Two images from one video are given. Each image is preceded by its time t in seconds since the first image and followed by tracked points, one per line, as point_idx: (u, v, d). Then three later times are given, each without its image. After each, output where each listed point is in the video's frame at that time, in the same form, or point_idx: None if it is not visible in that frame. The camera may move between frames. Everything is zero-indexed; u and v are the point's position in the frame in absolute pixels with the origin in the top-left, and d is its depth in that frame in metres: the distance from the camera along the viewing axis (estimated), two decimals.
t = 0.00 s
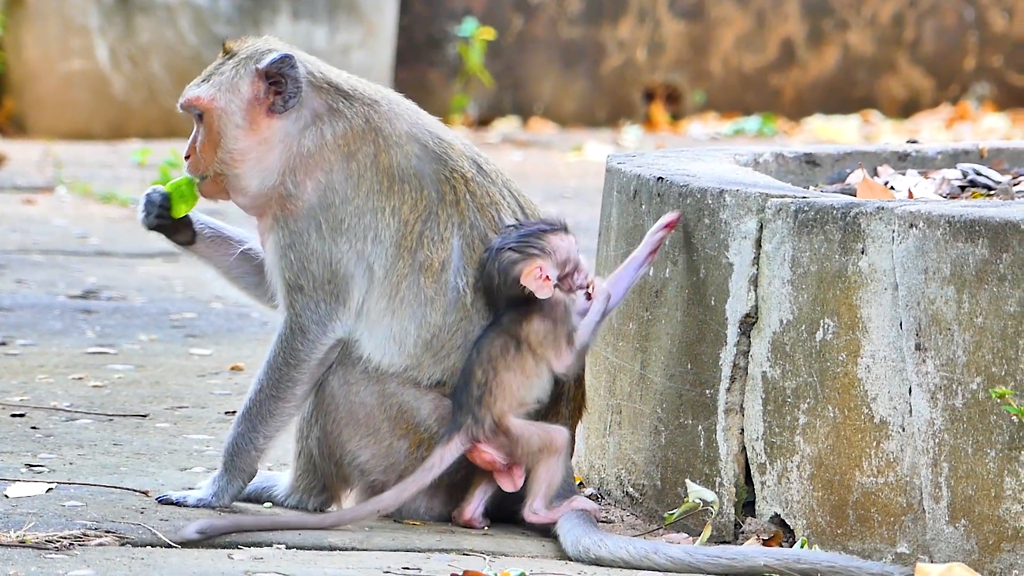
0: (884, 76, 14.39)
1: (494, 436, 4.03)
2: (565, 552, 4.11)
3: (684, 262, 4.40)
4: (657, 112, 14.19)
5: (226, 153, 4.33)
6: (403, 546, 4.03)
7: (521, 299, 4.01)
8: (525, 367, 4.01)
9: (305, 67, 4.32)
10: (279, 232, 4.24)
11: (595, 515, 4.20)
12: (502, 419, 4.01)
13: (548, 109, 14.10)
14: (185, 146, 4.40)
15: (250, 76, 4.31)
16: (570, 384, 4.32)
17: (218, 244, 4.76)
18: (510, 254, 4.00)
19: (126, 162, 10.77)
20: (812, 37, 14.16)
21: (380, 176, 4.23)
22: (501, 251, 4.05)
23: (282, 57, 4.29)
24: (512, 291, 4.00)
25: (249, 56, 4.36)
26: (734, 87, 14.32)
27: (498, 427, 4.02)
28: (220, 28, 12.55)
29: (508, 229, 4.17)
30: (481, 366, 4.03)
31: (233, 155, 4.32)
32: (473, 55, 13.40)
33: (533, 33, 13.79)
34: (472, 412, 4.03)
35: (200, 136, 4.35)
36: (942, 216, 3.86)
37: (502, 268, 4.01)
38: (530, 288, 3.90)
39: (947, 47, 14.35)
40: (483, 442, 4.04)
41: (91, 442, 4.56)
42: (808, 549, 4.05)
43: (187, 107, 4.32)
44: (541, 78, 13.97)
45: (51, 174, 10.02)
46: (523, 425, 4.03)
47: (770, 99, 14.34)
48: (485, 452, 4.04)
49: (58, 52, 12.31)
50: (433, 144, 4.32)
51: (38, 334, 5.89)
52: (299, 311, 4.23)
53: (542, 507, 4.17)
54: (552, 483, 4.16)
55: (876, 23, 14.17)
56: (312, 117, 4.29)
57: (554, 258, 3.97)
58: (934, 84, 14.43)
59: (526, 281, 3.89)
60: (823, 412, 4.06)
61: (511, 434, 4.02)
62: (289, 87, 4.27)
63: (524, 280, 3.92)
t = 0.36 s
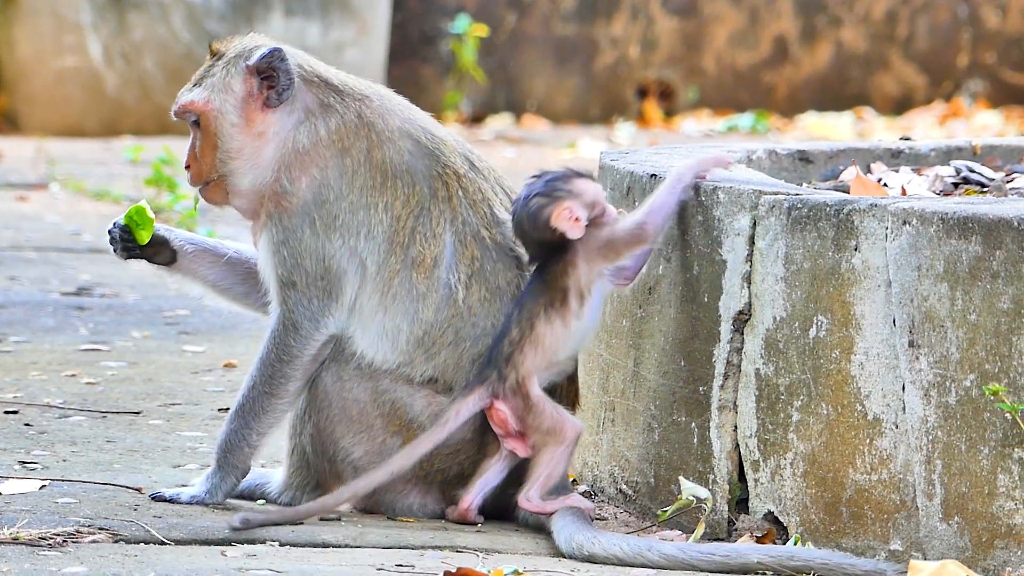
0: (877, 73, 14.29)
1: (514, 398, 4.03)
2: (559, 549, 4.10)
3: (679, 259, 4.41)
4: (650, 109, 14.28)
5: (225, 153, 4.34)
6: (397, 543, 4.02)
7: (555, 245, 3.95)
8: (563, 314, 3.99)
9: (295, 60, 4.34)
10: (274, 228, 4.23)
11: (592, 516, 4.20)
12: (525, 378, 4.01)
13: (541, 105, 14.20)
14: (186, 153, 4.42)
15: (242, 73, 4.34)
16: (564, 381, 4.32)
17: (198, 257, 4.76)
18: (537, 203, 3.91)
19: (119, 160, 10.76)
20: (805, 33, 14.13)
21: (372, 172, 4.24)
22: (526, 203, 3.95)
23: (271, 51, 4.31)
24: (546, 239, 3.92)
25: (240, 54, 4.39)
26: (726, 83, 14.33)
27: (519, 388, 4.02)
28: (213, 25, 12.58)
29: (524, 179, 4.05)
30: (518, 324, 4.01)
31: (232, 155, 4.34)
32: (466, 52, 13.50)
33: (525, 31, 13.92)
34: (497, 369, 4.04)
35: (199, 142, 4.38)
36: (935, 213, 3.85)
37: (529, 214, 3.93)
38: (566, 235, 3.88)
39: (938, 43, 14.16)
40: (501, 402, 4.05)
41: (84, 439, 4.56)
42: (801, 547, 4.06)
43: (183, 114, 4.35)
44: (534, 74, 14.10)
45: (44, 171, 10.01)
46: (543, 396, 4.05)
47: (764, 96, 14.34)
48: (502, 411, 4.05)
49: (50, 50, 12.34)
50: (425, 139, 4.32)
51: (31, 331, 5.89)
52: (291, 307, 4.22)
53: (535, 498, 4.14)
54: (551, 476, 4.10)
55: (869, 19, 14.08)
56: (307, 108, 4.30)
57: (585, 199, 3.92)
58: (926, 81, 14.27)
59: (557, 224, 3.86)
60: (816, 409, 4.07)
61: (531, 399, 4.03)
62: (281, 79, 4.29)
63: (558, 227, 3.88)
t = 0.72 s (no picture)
0: (867, 73, 14.57)
1: (602, 382, 4.08)
2: (549, 548, 4.10)
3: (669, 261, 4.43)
4: (640, 107, 14.49)
5: (205, 145, 4.36)
6: (386, 542, 4.02)
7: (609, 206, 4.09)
8: (642, 288, 4.13)
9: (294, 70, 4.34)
10: (262, 226, 4.22)
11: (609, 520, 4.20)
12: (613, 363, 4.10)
13: (530, 104, 14.48)
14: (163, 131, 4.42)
15: (239, 74, 4.34)
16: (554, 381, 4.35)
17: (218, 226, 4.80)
18: (595, 158, 4.08)
19: (109, 159, 10.77)
20: (795, 33, 14.39)
21: (361, 171, 4.23)
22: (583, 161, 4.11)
23: (271, 57, 4.31)
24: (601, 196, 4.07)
25: (239, 53, 4.39)
26: (717, 83, 14.60)
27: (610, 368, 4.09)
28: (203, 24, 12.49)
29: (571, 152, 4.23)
30: (606, 298, 4.09)
31: (211, 147, 4.35)
32: (456, 51, 13.81)
33: (517, 30, 14.16)
34: (593, 346, 4.08)
35: (179, 123, 4.37)
36: (924, 212, 3.85)
37: (584, 172, 4.10)
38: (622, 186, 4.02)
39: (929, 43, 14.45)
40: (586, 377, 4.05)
41: (73, 437, 4.56)
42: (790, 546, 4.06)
43: (171, 92, 4.34)
44: (523, 74, 14.35)
45: (34, 170, 10.02)
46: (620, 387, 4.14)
47: (752, 95, 14.58)
48: (585, 385, 4.03)
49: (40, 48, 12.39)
50: (414, 140, 4.32)
51: (20, 329, 5.89)
52: (281, 306, 4.22)
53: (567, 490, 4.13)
54: (590, 468, 4.14)
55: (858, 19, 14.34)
56: (295, 114, 4.29)
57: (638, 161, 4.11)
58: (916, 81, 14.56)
59: (615, 173, 4.01)
60: (805, 409, 4.09)
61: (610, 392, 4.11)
62: (275, 89, 4.29)
63: (615, 179, 4.03)
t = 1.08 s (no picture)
0: (852, 74, 14.58)
1: (577, 371, 4.09)
2: (531, 550, 4.10)
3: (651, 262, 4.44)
4: (626, 109, 14.46)
5: (201, 138, 4.35)
6: (369, 544, 4.03)
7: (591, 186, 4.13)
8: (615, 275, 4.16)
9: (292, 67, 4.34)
10: (246, 227, 4.23)
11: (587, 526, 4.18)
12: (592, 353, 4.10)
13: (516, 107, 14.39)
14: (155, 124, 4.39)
15: (238, 68, 4.34)
16: (536, 382, 4.36)
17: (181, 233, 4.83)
18: (588, 133, 4.15)
19: (94, 159, 10.78)
20: (781, 35, 14.41)
21: (346, 175, 4.23)
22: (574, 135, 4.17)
23: (271, 52, 4.32)
24: (585, 173, 4.13)
25: (238, 48, 4.39)
26: (703, 85, 14.56)
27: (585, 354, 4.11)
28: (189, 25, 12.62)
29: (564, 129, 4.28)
30: (586, 284, 4.11)
31: (207, 140, 4.34)
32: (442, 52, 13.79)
33: (501, 30, 14.13)
34: (573, 335, 4.10)
35: (175, 117, 4.36)
36: (907, 214, 3.84)
37: (575, 147, 4.14)
38: (605, 165, 4.10)
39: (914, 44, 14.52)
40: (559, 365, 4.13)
41: (56, 439, 4.56)
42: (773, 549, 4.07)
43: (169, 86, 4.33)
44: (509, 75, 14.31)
45: (19, 171, 10.02)
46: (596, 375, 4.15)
47: (738, 97, 14.57)
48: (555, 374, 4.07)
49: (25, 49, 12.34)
50: (399, 142, 4.31)
51: (4, 331, 5.89)
52: (263, 309, 4.23)
53: (547, 488, 4.15)
54: (568, 466, 4.14)
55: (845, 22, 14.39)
56: (285, 114, 4.28)
57: (631, 148, 4.18)
58: (901, 83, 14.59)
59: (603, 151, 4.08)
60: (788, 411, 4.09)
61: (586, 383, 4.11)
62: (275, 83, 4.29)
63: (601, 158, 4.10)
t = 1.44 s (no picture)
0: (831, 77, 14.34)
1: (545, 369, 4.10)
2: (509, 553, 4.09)
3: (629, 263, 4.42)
4: (604, 111, 14.26)
5: (218, 106, 4.27)
6: (347, 546, 4.02)
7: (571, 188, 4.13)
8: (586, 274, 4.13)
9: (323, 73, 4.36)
10: (233, 223, 4.22)
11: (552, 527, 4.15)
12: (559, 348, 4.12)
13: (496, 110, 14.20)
14: (174, 70, 4.27)
15: (277, 59, 4.32)
16: (513, 384, 4.35)
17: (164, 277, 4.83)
18: (574, 135, 4.15)
19: (72, 163, 10.76)
20: (760, 38, 14.20)
21: (338, 179, 4.23)
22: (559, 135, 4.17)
23: (313, 59, 4.32)
24: (567, 174, 4.12)
25: (280, 42, 4.39)
26: (681, 88, 14.36)
27: (550, 351, 4.10)
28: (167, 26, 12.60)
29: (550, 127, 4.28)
30: (552, 283, 4.11)
31: (223, 110, 4.28)
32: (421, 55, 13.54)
33: (480, 34, 13.96)
34: (538, 334, 4.09)
35: (203, 75, 4.25)
36: (885, 217, 3.85)
37: (562, 146, 4.13)
38: (588, 168, 4.09)
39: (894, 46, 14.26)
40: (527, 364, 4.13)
41: (33, 441, 4.56)
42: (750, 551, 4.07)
43: (212, 45, 4.27)
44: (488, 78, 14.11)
45: None
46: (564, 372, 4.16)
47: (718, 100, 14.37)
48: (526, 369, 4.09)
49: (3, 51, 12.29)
50: (392, 148, 4.33)
51: None
52: (243, 310, 4.22)
53: (524, 491, 4.15)
54: (541, 467, 4.15)
55: (824, 23, 14.16)
56: (300, 115, 4.28)
57: (614, 152, 4.17)
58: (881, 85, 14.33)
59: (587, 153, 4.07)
60: (766, 414, 4.09)
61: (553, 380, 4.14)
62: (305, 85, 4.28)
63: (585, 160, 4.09)
